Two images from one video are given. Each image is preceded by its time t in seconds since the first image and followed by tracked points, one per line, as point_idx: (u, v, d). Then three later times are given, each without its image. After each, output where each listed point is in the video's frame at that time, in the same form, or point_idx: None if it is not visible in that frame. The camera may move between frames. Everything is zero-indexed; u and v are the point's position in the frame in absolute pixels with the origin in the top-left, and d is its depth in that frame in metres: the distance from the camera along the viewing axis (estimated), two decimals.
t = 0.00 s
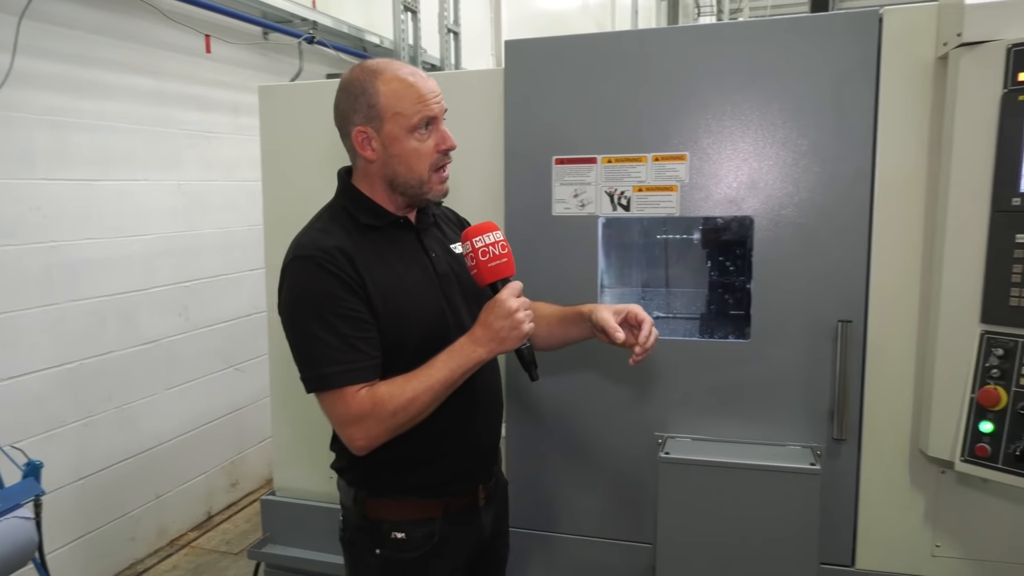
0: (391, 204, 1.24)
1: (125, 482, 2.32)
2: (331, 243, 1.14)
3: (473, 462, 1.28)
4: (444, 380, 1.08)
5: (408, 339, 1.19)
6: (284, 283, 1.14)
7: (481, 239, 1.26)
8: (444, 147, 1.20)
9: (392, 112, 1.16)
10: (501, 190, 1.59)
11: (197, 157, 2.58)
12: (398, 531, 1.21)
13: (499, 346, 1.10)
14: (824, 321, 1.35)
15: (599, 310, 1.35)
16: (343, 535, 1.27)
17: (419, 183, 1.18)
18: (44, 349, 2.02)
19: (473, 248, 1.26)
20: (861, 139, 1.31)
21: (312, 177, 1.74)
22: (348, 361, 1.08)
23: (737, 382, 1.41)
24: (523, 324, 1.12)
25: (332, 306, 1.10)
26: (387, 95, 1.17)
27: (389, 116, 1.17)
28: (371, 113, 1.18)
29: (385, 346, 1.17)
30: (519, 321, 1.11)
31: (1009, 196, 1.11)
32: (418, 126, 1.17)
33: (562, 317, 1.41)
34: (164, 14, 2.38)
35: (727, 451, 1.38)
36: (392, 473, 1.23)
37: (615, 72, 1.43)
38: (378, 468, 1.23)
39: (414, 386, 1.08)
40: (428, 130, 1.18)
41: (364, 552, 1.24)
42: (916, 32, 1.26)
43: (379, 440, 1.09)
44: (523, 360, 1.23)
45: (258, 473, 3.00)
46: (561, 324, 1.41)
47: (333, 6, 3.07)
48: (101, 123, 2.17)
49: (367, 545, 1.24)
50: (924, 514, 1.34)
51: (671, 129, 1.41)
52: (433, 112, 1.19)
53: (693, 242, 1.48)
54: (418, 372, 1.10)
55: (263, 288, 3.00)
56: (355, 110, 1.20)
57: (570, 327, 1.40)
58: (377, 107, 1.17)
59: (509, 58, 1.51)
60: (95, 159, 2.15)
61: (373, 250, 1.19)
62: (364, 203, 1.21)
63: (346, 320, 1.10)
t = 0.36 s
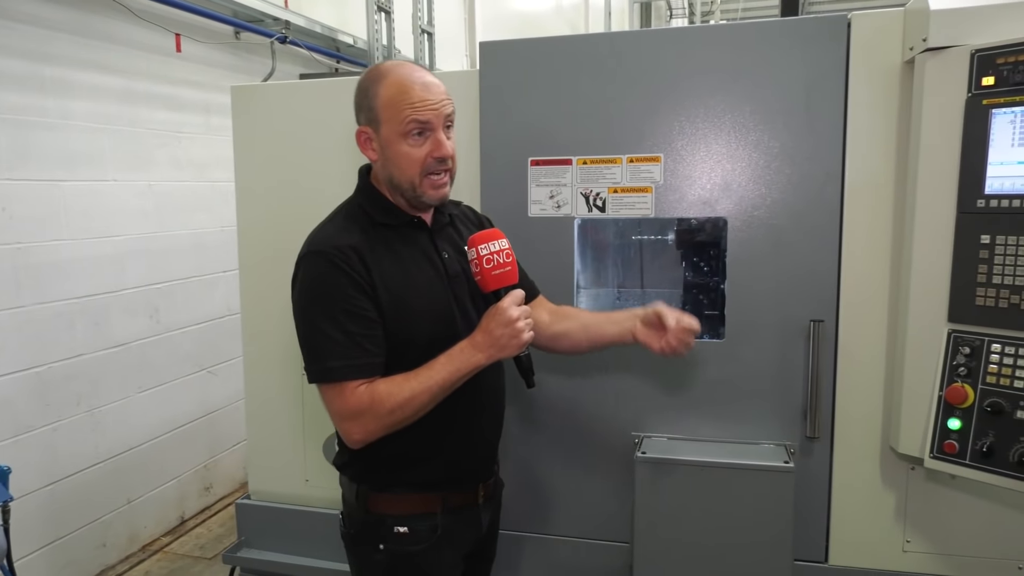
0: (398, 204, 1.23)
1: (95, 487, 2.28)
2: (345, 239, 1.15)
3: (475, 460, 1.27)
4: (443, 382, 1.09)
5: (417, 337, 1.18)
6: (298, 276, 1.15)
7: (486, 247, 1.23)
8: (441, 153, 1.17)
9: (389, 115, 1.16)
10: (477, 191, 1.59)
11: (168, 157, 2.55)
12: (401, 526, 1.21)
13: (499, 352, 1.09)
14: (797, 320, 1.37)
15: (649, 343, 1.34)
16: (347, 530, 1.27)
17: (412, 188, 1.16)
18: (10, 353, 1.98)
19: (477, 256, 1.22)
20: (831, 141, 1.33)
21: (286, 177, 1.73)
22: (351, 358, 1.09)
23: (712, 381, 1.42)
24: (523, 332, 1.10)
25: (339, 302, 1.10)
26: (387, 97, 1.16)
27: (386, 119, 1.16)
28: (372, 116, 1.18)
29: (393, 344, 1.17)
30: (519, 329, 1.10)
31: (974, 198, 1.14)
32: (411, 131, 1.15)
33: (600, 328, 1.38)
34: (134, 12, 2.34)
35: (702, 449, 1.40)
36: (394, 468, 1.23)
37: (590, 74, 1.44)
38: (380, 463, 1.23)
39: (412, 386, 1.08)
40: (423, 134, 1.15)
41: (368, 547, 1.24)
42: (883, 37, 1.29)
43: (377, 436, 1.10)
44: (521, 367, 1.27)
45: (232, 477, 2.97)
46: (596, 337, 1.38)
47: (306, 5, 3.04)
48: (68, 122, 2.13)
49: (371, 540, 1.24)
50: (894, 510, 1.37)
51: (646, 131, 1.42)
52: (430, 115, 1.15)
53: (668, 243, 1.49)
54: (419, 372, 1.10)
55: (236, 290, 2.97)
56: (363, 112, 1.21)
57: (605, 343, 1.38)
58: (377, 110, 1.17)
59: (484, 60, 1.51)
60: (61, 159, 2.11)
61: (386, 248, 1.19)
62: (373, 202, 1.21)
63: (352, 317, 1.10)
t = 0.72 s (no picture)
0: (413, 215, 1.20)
1: (86, 491, 2.27)
2: (345, 240, 1.13)
3: (447, 470, 1.23)
4: (415, 402, 1.08)
5: (405, 348, 1.16)
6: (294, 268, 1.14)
7: (482, 278, 1.24)
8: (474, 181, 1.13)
9: (431, 131, 1.11)
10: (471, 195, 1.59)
11: (160, 159, 2.54)
12: (363, 524, 1.18)
13: (476, 383, 1.07)
14: (789, 323, 1.38)
15: (626, 414, 1.27)
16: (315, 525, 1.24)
17: (436, 208, 1.13)
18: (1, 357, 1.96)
19: (471, 284, 1.25)
20: (822, 145, 1.34)
21: (280, 181, 1.72)
22: (330, 361, 1.08)
23: (706, 384, 1.43)
24: (505, 368, 1.08)
25: (326, 302, 1.09)
26: (433, 113, 1.11)
27: (427, 135, 1.11)
28: (413, 125, 1.13)
29: (379, 352, 1.15)
30: (501, 365, 1.07)
31: (964, 203, 1.15)
32: (450, 153, 1.11)
33: (580, 382, 1.33)
34: (124, 14, 2.33)
35: (696, 451, 1.40)
36: (363, 466, 1.20)
37: (583, 79, 1.45)
38: (350, 460, 1.20)
39: (384, 400, 1.08)
40: (461, 159, 1.12)
41: (332, 544, 1.21)
42: (873, 43, 1.30)
43: (339, 439, 1.10)
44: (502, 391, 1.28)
45: (223, 480, 2.96)
46: (574, 390, 1.33)
47: (297, 7, 3.03)
48: (58, 125, 2.12)
49: (335, 537, 1.21)
50: (886, 511, 1.38)
51: (639, 135, 1.43)
52: (472, 142, 1.11)
53: (660, 246, 1.50)
54: (395, 386, 1.10)
55: (228, 293, 2.96)
56: (403, 116, 1.16)
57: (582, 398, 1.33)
58: (419, 122, 1.12)
59: (479, 63, 1.51)
60: (53, 161, 2.10)
61: (387, 255, 1.16)
62: (389, 207, 1.18)
63: (338, 320, 1.08)
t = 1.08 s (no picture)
0: (389, 209, 1.19)
1: (84, 489, 2.26)
2: (316, 235, 1.10)
3: (418, 473, 1.22)
4: (395, 396, 1.05)
5: (380, 346, 1.14)
6: (263, 264, 1.10)
7: (460, 267, 1.22)
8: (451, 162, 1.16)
9: (408, 116, 1.12)
10: (472, 194, 1.59)
11: (158, 157, 2.53)
12: (335, 534, 1.16)
13: (457, 375, 1.06)
14: (790, 322, 1.38)
15: (597, 400, 1.29)
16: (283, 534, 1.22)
17: (421, 193, 1.14)
18: None
19: (449, 275, 1.22)
20: (823, 144, 1.35)
21: (281, 179, 1.72)
22: (306, 358, 1.04)
23: (707, 383, 1.44)
24: (485, 358, 1.07)
25: (301, 298, 1.05)
26: (406, 99, 1.12)
27: (404, 120, 1.12)
28: (386, 114, 1.13)
29: (353, 348, 1.12)
30: (481, 354, 1.07)
31: (966, 203, 1.16)
32: (429, 135, 1.13)
33: (548, 373, 1.34)
34: (122, 11, 2.32)
35: (697, 449, 1.41)
36: (333, 473, 1.17)
37: (586, 78, 1.45)
38: (319, 467, 1.17)
39: (363, 395, 1.05)
40: (439, 141, 1.14)
41: (302, 554, 1.19)
42: (875, 43, 1.31)
43: (318, 438, 1.06)
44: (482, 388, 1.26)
45: (221, 478, 2.95)
46: (542, 382, 1.34)
47: (295, 5, 3.03)
48: (57, 122, 2.11)
49: (305, 547, 1.19)
50: (885, 509, 1.39)
51: (641, 134, 1.43)
52: (447, 123, 1.14)
53: (660, 245, 1.51)
54: (372, 380, 1.07)
55: (225, 291, 2.95)
56: (371, 109, 1.15)
57: (551, 389, 1.34)
58: (393, 110, 1.12)
59: (481, 62, 1.51)
60: (51, 158, 2.10)
61: (359, 251, 1.14)
62: (359, 202, 1.16)
63: (313, 316, 1.05)
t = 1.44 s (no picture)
0: (323, 209, 1.17)
1: (100, 488, 2.27)
2: (263, 238, 1.05)
3: (380, 483, 1.20)
4: (370, 395, 1.01)
5: (333, 348, 1.11)
6: (204, 272, 1.03)
7: (417, 259, 1.21)
8: (386, 157, 1.15)
9: (340, 110, 1.10)
10: (489, 193, 1.60)
11: (171, 157, 2.54)
12: (301, 557, 1.14)
13: (427, 366, 1.04)
14: (809, 320, 1.38)
15: (538, 362, 1.35)
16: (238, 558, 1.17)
17: (356, 189, 1.12)
18: (17, 354, 1.97)
19: (408, 267, 1.21)
20: (842, 141, 1.34)
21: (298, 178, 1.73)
22: (271, 365, 0.99)
23: (726, 381, 1.44)
24: (452, 346, 1.07)
25: (260, 303, 1.00)
26: (338, 93, 1.10)
27: (336, 115, 1.10)
28: (319, 108, 1.10)
29: (307, 352, 1.09)
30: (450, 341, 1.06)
31: (987, 200, 1.16)
32: (363, 129, 1.11)
33: (489, 353, 1.37)
34: (136, 11, 2.33)
35: (715, 448, 1.41)
36: (292, 492, 1.13)
37: (602, 77, 1.45)
38: (278, 488, 1.13)
39: (338, 397, 1.00)
40: (374, 135, 1.12)
41: None
42: (894, 41, 1.31)
43: (294, 451, 1.00)
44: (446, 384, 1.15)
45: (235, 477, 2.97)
46: (486, 359, 1.37)
47: (307, 5, 3.03)
48: (73, 123, 2.13)
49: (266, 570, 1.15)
50: (905, 507, 1.39)
51: (658, 133, 1.43)
52: (380, 118, 1.13)
53: (674, 243, 1.50)
54: (341, 382, 1.02)
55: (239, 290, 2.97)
56: (301, 104, 1.12)
57: (494, 366, 1.37)
58: (325, 103, 1.10)
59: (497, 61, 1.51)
60: (67, 159, 2.11)
61: (306, 252, 1.11)
62: (294, 203, 1.14)
63: (273, 321, 1.01)
